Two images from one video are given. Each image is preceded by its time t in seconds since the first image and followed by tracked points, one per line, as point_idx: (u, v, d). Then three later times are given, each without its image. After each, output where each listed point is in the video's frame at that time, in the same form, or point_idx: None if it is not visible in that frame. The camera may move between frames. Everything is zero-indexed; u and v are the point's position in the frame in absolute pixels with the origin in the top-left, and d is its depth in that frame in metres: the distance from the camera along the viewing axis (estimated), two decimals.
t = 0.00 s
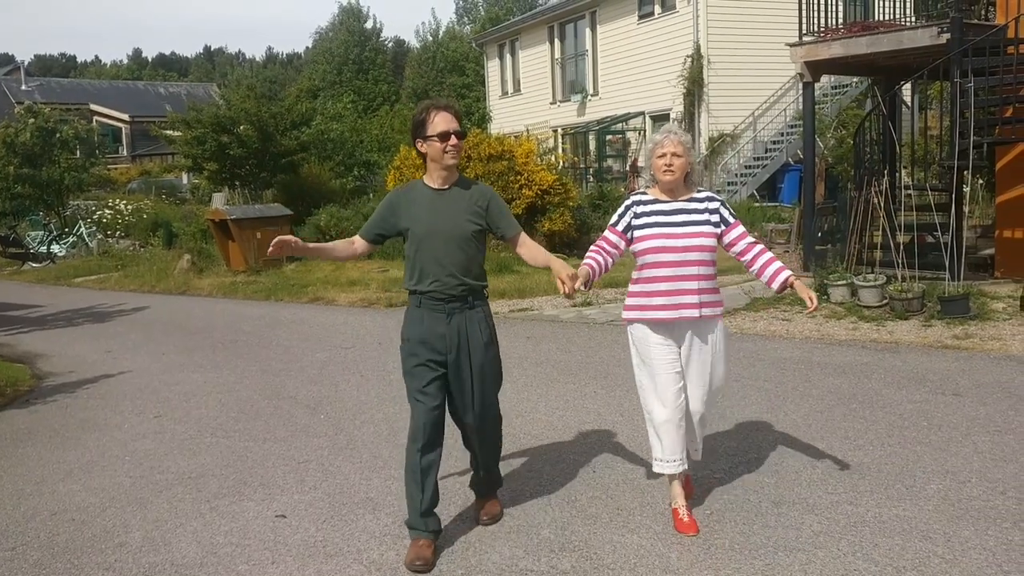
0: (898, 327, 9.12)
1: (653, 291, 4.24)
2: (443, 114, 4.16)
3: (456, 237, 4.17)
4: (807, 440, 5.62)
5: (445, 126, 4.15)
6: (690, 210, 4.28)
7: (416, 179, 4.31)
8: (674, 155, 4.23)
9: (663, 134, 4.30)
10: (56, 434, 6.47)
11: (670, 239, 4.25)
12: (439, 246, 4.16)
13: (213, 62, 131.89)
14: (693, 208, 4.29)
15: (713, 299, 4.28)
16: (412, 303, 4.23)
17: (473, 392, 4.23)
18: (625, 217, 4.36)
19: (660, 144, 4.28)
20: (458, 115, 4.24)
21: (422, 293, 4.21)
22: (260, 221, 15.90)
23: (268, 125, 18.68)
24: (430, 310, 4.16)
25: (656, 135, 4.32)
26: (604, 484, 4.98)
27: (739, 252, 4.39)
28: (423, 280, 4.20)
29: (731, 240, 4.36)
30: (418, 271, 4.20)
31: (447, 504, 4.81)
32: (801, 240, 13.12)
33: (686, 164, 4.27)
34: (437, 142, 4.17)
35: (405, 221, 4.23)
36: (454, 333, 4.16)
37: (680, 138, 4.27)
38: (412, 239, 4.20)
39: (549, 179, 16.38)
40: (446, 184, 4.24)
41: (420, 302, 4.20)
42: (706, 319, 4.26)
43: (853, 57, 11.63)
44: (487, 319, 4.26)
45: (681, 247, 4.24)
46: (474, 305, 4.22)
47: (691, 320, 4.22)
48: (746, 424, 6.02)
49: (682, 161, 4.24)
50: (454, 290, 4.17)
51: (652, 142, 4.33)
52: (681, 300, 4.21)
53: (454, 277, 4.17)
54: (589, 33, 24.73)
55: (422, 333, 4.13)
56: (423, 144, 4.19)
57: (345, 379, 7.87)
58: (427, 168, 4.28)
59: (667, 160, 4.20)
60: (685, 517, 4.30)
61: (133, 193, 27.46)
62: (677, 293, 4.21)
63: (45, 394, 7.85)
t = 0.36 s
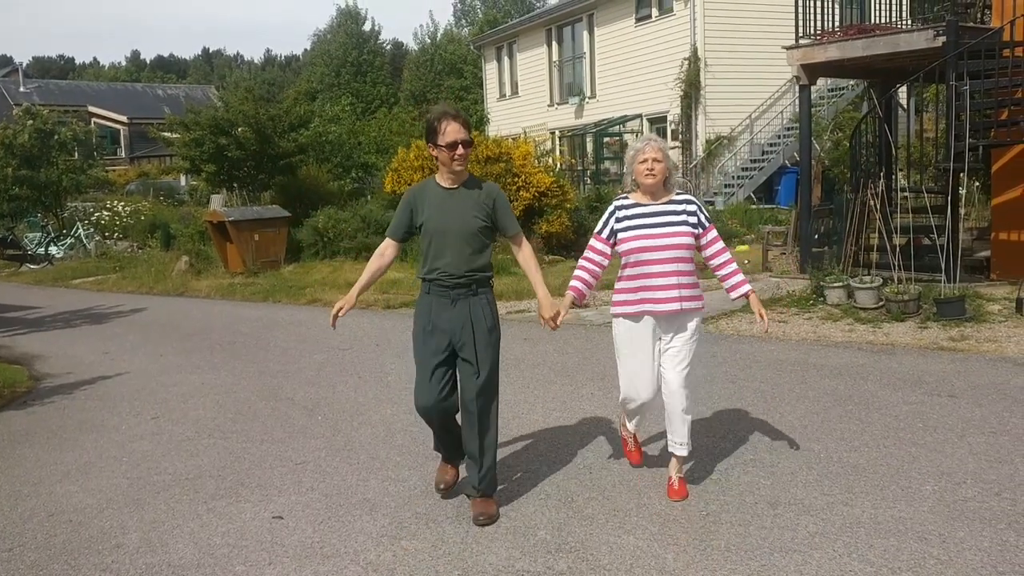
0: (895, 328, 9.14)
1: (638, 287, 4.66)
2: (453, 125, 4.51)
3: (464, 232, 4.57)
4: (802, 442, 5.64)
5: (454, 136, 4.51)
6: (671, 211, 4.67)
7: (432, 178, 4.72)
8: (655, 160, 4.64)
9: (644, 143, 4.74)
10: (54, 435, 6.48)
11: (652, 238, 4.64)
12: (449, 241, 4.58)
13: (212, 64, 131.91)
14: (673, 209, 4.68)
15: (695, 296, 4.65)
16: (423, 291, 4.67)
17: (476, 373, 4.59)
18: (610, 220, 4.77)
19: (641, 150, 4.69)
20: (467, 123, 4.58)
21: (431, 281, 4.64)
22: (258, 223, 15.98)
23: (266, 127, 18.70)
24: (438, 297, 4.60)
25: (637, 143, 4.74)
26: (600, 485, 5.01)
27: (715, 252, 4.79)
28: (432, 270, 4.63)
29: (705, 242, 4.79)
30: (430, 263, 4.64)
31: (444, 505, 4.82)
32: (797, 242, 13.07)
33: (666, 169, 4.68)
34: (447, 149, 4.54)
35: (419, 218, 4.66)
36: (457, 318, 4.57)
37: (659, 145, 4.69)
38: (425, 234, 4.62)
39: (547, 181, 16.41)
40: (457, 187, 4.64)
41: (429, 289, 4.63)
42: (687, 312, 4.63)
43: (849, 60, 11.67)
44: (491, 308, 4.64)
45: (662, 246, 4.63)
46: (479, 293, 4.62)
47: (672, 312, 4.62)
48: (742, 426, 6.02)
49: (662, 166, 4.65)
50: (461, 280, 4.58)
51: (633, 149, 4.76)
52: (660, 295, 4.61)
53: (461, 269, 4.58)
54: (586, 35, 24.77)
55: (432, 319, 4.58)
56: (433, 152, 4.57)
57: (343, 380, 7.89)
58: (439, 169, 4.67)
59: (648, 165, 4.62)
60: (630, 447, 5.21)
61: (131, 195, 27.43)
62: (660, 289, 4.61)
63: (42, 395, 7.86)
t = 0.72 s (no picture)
0: (893, 330, 9.14)
1: (612, 280, 5.02)
2: (452, 133, 4.79)
3: (460, 229, 4.92)
4: (801, 443, 5.63)
5: (451, 144, 4.80)
6: (645, 211, 5.02)
7: (426, 177, 5.04)
8: (631, 163, 4.98)
9: (620, 146, 5.06)
10: (52, 437, 6.47)
11: (628, 236, 4.99)
12: (447, 237, 4.92)
13: (209, 64, 131.83)
14: (648, 210, 5.04)
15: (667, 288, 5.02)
16: (424, 283, 4.98)
17: (478, 355, 4.93)
18: (588, 218, 5.12)
19: (618, 153, 5.01)
20: (464, 129, 4.85)
21: (432, 274, 4.96)
22: (256, 224, 15.97)
23: (264, 128, 18.69)
24: (439, 289, 4.93)
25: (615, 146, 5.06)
26: (599, 487, 5.00)
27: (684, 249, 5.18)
28: (432, 263, 4.95)
29: (676, 240, 5.15)
30: (428, 257, 4.97)
31: (442, 506, 4.81)
32: (795, 243, 13.04)
33: (641, 171, 5.02)
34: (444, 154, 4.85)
35: (417, 215, 4.98)
36: (458, 306, 4.92)
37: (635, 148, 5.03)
38: (424, 231, 4.94)
39: (545, 183, 16.44)
40: (453, 187, 4.97)
41: (430, 282, 4.95)
42: (661, 303, 5.01)
43: (847, 61, 11.67)
44: (488, 296, 5.00)
45: (638, 243, 4.98)
46: (476, 284, 4.97)
47: (647, 305, 4.98)
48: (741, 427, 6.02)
49: (637, 169, 4.99)
50: (459, 272, 4.93)
51: (611, 151, 5.09)
52: (637, 289, 4.96)
53: (459, 262, 4.93)
54: (585, 36, 24.76)
55: (434, 308, 4.90)
56: (430, 156, 4.87)
57: (341, 382, 7.89)
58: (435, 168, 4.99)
59: (625, 168, 4.95)
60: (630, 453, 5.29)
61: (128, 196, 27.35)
62: (634, 282, 4.96)
63: (40, 396, 7.85)
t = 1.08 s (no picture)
0: (893, 331, 9.13)
1: (598, 273, 5.29)
2: (458, 138, 5.07)
3: (465, 232, 5.18)
4: (802, 445, 5.61)
5: (457, 151, 5.06)
6: (629, 206, 5.29)
7: (434, 182, 5.30)
8: (615, 164, 5.26)
9: (603, 146, 5.33)
10: (51, 438, 6.45)
11: (612, 230, 5.27)
12: (452, 240, 5.18)
13: (208, 65, 131.73)
14: (632, 204, 5.30)
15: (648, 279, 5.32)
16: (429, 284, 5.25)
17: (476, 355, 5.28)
18: (575, 214, 5.39)
19: (602, 156, 5.27)
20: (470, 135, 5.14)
21: (436, 276, 5.23)
22: (255, 225, 15.97)
23: (263, 128, 18.66)
24: (443, 290, 5.19)
25: (597, 148, 5.32)
26: (600, 488, 4.99)
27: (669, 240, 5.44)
28: (438, 265, 5.20)
29: (661, 231, 5.42)
30: (434, 260, 5.23)
31: (442, 508, 4.79)
32: (795, 244, 13.02)
33: (625, 170, 5.30)
34: (450, 161, 5.12)
35: (424, 220, 5.25)
36: (461, 308, 5.19)
37: (618, 151, 5.32)
38: (431, 234, 5.20)
39: (544, 183, 16.47)
40: (459, 191, 5.24)
41: (436, 283, 5.21)
42: (642, 294, 5.32)
43: (847, 62, 11.66)
44: (487, 299, 5.30)
45: (622, 237, 5.26)
46: (477, 287, 5.25)
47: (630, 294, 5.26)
48: (741, 428, 6.00)
49: (621, 168, 5.27)
50: (462, 275, 5.18)
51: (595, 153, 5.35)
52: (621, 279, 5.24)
53: (463, 265, 5.19)
54: (584, 36, 24.73)
55: (436, 307, 5.17)
56: (438, 161, 5.13)
57: (340, 383, 7.86)
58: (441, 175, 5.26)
59: (612, 169, 5.23)
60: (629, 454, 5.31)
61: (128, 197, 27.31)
62: (619, 274, 5.24)
63: (39, 397, 7.83)
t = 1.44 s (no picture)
0: (892, 331, 9.13)
1: (586, 272, 5.66)
2: (460, 133, 5.42)
3: (461, 223, 5.52)
4: (802, 445, 5.61)
5: (462, 143, 5.44)
6: (615, 209, 5.66)
7: (431, 176, 5.66)
8: (600, 169, 5.62)
9: (589, 152, 5.70)
10: (50, 438, 6.45)
11: (600, 231, 5.62)
12: (448, 231, 5.52)
13: (207, 66, 131.61)
14: (618, 208, 5.67)
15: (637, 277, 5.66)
16: (426, 274, 5.60)
17: (473, 340, 5.56)
18: (566, 215, 5.75)
19: (588, 161, 5.65)
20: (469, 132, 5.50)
21: (433, 265, 5.57)
22: (254, 225, 15.97)
23: (263, 129, 18.66)
24: (439, 279, 5.54)
25: (584, 153, 5.68)
26: (600, 489, 4.98)
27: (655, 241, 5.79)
28: (434, 255, 5.56)
29: (647, 233, 5.77)
30: (431, 249, 5.57)
31: (442, 509, 4.79)
32: (794, 245, 13.01)
33: (610, 174, 5.65)
34: (454, 153, 5.49)
35: (422, 211, 5.59)
36: (455, 296, 5.52)
37: (604, 155, 5.66)
38: (428, 225, 5.55)
39: (544, 184, 16.47)
40: (455, 184, 5.59)
41: (432, 272, 5.56)
42: (630, 292, 5.65)
43: (847, 62, 11.66)
44: (482, 288, 5.61)
45: (609, 238, 5.62)
46: (473, 275, 5.57)
47: (617, 292, 5.62)
48: (740, 429, 6.01)
49: (606, 173, 5.63)
50: (459, 263, 5.52)
51: (581, 160, 5.71)
52: (608, 278, 5.60)
53: (458, 254, 5.52)
54: (583, 36, 24.74)
55: (434, 294, 5.52)
56: (439, 156, 5.48)
57: (339, 383, 7.86)
58: (439, 168, 5.61)
59: (596, 174, 5.60)
60: (584, 410, 6.19)
61: (127, 197, 27.30)
62: (606, 272, 5.60)
63: (38, 397, 7.83)
